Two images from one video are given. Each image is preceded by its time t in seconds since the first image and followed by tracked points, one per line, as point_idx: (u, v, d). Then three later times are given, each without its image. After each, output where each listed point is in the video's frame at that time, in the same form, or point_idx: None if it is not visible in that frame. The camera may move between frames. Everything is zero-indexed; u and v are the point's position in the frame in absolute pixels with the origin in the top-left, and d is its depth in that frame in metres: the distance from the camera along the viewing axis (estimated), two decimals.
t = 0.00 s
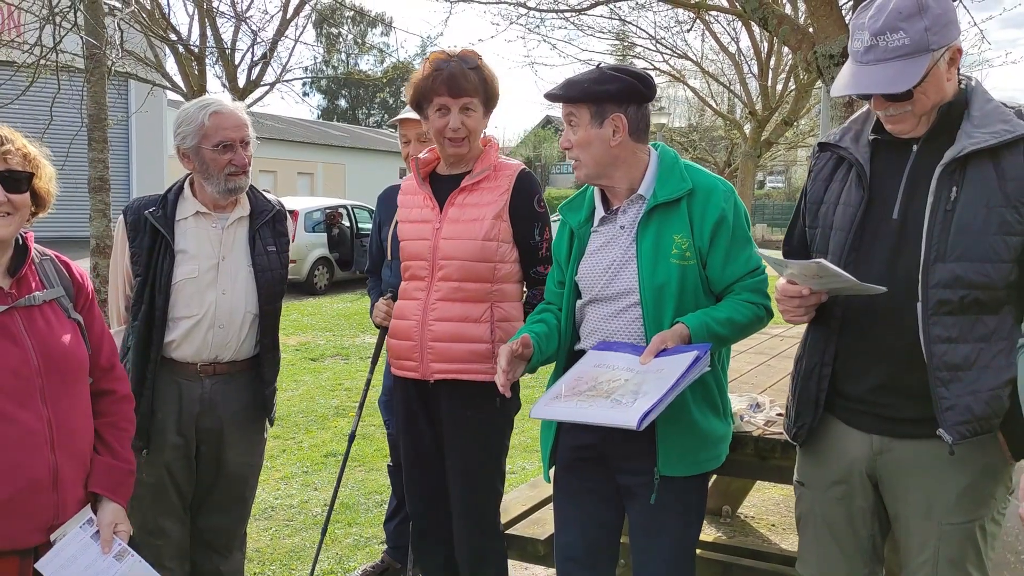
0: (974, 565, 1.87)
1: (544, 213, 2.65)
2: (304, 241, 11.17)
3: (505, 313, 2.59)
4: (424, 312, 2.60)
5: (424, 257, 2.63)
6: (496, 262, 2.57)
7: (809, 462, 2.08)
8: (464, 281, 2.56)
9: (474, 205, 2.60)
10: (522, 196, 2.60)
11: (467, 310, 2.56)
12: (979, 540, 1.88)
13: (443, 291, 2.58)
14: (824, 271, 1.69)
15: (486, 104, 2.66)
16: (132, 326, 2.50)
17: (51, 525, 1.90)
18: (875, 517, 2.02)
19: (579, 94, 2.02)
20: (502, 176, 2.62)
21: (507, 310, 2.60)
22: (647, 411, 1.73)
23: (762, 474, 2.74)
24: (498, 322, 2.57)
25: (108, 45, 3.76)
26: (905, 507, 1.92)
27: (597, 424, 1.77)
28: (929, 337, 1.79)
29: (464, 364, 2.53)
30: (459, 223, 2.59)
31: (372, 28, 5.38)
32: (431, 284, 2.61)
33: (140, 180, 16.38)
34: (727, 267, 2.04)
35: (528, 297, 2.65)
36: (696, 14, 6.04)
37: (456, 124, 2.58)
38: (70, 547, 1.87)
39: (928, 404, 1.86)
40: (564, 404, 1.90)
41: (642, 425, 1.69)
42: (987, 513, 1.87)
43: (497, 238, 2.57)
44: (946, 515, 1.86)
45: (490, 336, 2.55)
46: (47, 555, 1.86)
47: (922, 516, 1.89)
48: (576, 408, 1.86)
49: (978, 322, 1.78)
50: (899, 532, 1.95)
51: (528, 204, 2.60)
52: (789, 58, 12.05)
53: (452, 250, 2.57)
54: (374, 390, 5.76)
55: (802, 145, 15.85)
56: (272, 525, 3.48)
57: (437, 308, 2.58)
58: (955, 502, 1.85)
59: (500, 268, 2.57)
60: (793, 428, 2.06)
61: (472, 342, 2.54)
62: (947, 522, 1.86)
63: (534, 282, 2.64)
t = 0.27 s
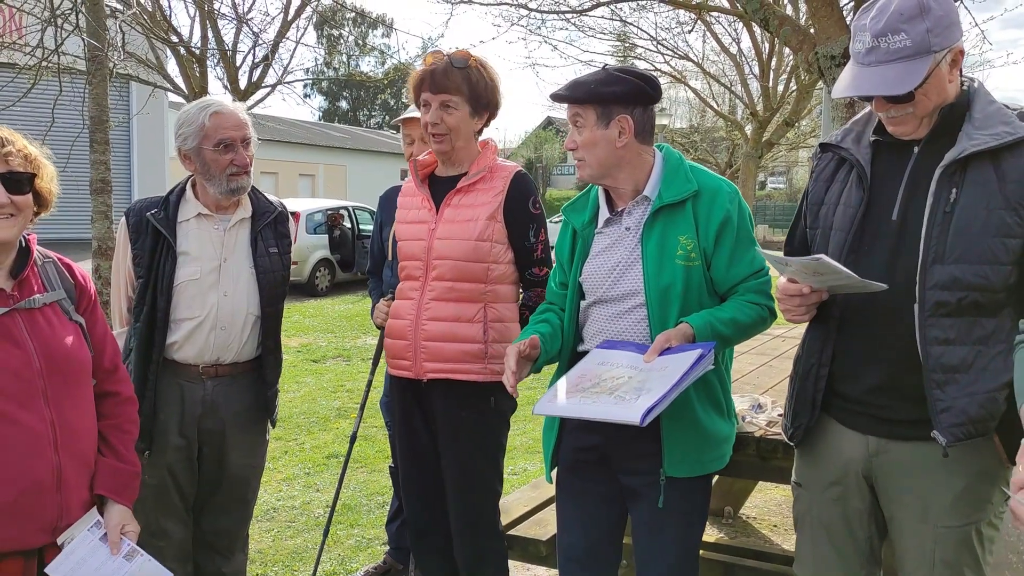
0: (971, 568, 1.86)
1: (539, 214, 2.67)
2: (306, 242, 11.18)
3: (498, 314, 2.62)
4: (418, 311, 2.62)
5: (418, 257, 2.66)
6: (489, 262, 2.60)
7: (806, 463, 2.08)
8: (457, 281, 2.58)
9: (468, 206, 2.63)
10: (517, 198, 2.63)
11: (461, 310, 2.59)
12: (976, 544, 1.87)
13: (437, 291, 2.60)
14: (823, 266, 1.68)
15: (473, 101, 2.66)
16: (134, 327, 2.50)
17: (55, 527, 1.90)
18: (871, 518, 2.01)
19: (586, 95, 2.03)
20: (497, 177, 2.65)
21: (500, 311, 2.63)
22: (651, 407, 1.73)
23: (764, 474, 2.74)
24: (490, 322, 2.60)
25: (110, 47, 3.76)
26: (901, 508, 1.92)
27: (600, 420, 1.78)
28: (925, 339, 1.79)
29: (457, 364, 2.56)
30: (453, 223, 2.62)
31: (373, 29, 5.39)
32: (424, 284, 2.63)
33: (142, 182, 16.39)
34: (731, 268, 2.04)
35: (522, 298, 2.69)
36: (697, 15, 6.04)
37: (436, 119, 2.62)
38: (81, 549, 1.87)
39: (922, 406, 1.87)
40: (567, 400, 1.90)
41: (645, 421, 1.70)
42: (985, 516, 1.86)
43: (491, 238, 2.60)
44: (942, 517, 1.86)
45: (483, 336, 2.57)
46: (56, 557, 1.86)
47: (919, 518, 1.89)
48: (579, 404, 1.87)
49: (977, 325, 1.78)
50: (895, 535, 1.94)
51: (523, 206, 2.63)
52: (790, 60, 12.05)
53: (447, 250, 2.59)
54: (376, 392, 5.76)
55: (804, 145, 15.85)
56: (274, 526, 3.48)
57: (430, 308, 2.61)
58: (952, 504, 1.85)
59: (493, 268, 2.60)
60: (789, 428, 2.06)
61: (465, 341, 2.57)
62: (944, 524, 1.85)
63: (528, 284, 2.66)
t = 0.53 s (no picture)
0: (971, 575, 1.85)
1: (533, 219, 2.69)
2: (309, 243, 11.19)
3: (492, 319, 2.63)
4: (414, 315, 2.65)
5: (413, 262, 2.68)
6: (483, 267, 2.62)
7: (808, 464, 2.09)
8: (451, 286, 2.60)
9: (463, 212, 2.65)
10: (511, 204, 2.65)
11: (455, 314, 2.61)
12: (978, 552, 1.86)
13: (431, 295, 2.62)
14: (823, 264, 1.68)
15: (463, 107, 2.66)
16: (137, 331, 2.51)
17: (57, 531, 1.90)
18: (872, 522, 2.02)
19: (634, 104, 1.99)
20: (490, 183, 2.67)
21: (494, 316, 2.64)
22: (664, 404, 1.74)
23: (766, 477, 2.75)
24: (485, 327, 2.61)
25: (113, 49, 3.77)
26: (901, 512, 1.92)
27: (611, 417, 1.79)
28: (926, 343, 1.79)
29: (452, 368, 2.58)
30: (447, 229, 2.64)
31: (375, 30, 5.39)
32: (420, 288, 2.65)
33: (144, 183, 16.41)
34: (739, 272, 2.07)
35: (518, 303, 2.70)
36: (699, 16, 6.04)
37: (424, 122, 2.65)
38: (80, 551, 1.88)
39: (918, 411, 1.87)
40: (577, 397, 1.91)
41: (657, 418, 1.71)
42: (986, 523, 1.85)
43: (485, 244, 2.62)
44: (942, 523, 1.86)
45: (477, 341, 2.59)
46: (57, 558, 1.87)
47: (918, 524, 1.89)
48: (590, 401, 1.88)
49: (980, 330, 1.77)
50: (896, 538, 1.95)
51: (517, 211, 2.64)
52: (792, 59, 12.03)
53: (442, 255, 2.61)
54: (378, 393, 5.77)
55: (807, 145, 15.83)
56: (277, 527, 3.48)
57: (425, 312, 2.63)
58: (951, 510, 1.85)
59: (488, 273, 2.62)
60: (791, 430, 2.09)
61: (459, 346, 2.59)
62: (943, 530, 1.85)
63: (522, 289, 2.68)
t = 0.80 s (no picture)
0: None
1: (531, 218, 2.69)
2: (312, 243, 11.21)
3: (492, 317, 2.63)
4: (414, 313, 2.65)
5: (413, 261, 2.68)
6: (482, 265, 2.62)
7: (818, 464, 2.10)
8: (451, 284, 2.61)
9: (462, 210, 2.65)
10: (509, 202, 2.65)
11: (455, 312, 2.61)
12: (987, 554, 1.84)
13: (431, 294, 2.62)
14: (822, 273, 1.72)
15: (462, 107, 2.67)
16: (140, 330, 2.51)
17: (59, 531, 1.91)
18: (881, 523, 2.02)
19: (665, 101, 2.01)
20: (489, 182, 2.68)
21: (495, 313, 2.64)
22: (671, 398, 1.75)
23: (771, 477, 2.75)
24: (484, 324, 2.61)
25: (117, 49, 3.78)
26: (908, 512, 1.92)
27: (619, 410, 1.80)
28: (931, 344, 1.80)
29: (452, 365, 2.58)
30: (446, 227, 2.64)
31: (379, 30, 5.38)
32: (420, 287, 2.65)
33: (148, 183, 16.43)
34: (749, 272, 2.10)
35: (517, 301, 2.69)
36: (702, 15, 6.03)
37: (423, 123, 2.67)
38: (79, 551, 1.88)
39: (922, 411, 1.86)
40: (585, 391, 1.92)
41: (665, 411, 1.72)
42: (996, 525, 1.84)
43: (484, 242, 2.62)
44: (949, 524, 1.85)
45: (477, 338, 2.59)
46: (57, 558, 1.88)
47: (925, 525, 1.89)
48: (598, 395, 1.89)
49: (987, 331, 1.76)
50: (905, 538, 1.94)
51: (515, 208, 2.64)
52: (795, 59, 12.01)
53: (442, 254, 2.62)
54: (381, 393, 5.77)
55: (809, 145, 15.80)
56: (281, 527, 3.49)
57: (425, 310, 2.63)
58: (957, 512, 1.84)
59: (487, 271, 2.62)
60: (801, 429, 2.11)
61: (459, 344, 2.59)
62: (949, 530, 1.85)
63: (521, 287, 2.67)
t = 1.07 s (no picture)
0: None
1: (537, 218, 2.71)
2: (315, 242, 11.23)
3: (501, 316, 2.65)
4: (423, 314, 2.64)
5: (420, 261, 2.67)
6: (492, 265, 2.63)
7: (826, 464, 2.11)
8: (461, 283, 2.61)
9: (469, 211, 2.66)
10: (516, 202, 2.67)
11: (464, 312, 2.61)
12: (991, 556, 1.84)
13: (441, 294, 2.62)
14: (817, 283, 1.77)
15: (466, 112, 2.67)
16: (143, 330, 2.51)
17: (62, 530, 1.91)
18: (887, 525, 2.01)
19: (681, 100, 2.01)
20: (496, 182, 2.69)
21: (503, 313, 2.66)
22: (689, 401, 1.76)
23: (774, 479, 2.75)
24: (495, 323, 2.63)
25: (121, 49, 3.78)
26: (913, 513, 1.92)
27: (636, 417, 1.79)
28: (931, 347, 1.80)
29: (463, 365, 2.58)
30: (455, 227, 2.64)
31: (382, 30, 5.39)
32: (429, 287, 2.65)
33: (151, 182, 16.45)
34: (758, 275, 2.10)
35: (521, 299, 2.71)
36: (705, 16, 6.03)
37: (427, 128, 2.67)
38: (84, 549, 1.88)
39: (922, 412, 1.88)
40: (600, 400, 1.91)
41: (684, 417, 1.72)
42: (1000, 527, 1.83)
43: (494, 241, 2.63)
44: (952, 524, 1.86)
45: (488, 337, 2.60)
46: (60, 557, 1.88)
47: (927, 525, 1.90)
48: (613, 403, 1.88)
49: (990, 334, 1.75)
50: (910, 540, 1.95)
51: (523, 209, 2.67)
52: (799, 59, 11.99)
53: (451, 253, 2.61)
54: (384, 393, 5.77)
55: (813, 145, 15.79)
56: (283, 527, 3.49)
57: (435, 311, 2.62)
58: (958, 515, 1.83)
59: (496, 270, 2.63)
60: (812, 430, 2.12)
61: (471, 343, 2.59)
62: (953, 532, 1.85)
63: (526, 286, 2.70)
